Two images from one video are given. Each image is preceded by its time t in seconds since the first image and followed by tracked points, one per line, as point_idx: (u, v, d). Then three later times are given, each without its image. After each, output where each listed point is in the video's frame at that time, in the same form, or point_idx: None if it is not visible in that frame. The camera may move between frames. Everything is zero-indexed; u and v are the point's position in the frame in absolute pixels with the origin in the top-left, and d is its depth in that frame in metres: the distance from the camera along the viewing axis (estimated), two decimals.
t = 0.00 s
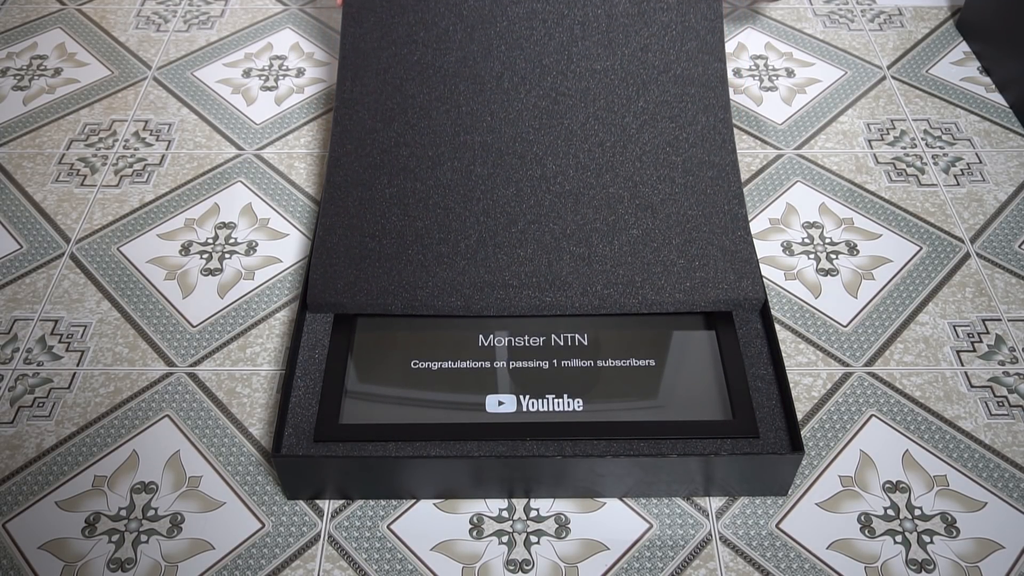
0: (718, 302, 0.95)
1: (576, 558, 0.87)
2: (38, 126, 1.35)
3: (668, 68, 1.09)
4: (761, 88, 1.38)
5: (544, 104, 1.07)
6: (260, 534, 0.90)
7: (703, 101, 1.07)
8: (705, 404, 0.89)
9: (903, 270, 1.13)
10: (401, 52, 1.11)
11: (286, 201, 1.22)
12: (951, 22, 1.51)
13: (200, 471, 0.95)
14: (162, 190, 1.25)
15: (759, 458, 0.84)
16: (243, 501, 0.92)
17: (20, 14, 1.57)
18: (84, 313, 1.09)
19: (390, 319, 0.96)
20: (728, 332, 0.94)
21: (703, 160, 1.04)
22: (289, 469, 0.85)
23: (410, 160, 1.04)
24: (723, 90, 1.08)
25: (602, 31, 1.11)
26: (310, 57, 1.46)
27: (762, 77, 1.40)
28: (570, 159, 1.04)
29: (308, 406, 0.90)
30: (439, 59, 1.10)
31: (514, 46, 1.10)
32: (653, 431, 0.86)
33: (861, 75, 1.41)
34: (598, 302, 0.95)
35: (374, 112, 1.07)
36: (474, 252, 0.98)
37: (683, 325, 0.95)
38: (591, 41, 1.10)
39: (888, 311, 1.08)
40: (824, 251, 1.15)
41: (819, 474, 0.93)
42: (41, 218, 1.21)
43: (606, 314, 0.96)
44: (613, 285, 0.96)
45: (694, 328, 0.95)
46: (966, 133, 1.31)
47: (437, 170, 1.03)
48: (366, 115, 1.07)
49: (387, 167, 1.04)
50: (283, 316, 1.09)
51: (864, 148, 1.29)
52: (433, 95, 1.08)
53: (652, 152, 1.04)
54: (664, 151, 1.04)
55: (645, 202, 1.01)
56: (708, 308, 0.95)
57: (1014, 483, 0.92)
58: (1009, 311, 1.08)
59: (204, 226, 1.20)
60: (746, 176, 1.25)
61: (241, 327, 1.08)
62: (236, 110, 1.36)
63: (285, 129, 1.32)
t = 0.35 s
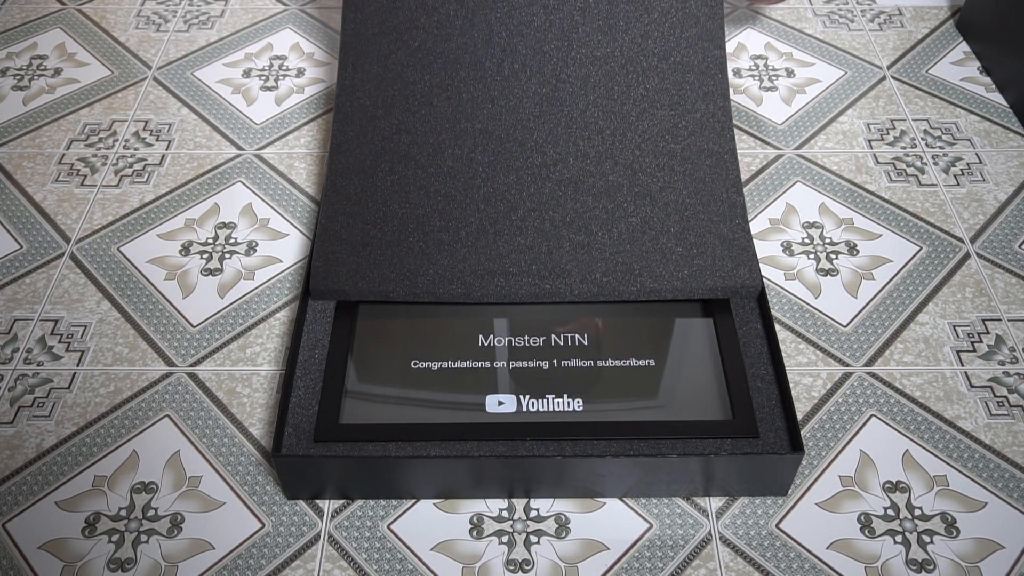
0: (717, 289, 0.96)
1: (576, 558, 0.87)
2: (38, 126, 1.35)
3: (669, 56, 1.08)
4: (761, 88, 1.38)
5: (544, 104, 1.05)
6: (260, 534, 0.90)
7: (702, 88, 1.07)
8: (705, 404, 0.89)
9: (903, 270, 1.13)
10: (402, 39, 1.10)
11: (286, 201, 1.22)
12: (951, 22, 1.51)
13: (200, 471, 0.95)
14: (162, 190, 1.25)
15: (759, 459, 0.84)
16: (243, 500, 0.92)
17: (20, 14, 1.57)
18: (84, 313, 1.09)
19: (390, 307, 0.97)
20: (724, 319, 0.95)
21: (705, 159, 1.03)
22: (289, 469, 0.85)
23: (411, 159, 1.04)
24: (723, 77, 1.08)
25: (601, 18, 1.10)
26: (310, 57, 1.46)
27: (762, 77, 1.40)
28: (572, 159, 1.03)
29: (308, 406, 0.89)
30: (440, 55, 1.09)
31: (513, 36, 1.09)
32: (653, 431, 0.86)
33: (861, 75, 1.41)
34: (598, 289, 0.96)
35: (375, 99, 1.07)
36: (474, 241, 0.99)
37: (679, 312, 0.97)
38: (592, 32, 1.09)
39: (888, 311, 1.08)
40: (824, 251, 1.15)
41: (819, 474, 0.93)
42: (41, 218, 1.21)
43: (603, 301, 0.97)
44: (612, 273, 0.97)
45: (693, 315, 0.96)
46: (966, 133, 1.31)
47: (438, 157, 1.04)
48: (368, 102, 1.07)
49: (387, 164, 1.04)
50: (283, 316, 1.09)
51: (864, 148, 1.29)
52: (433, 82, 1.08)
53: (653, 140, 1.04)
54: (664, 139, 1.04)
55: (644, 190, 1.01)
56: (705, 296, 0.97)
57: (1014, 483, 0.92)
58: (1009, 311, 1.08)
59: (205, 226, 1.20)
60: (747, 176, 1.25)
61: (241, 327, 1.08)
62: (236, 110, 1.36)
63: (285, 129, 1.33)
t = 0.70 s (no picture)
0: (715, 277, 0.97)
1: (576, 558, 0.87)
2: (38, 126, 1.35)
3: (667, 49, 1.09)
4: (761, 88, 1.38)
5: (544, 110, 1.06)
6: (260, 534, 0.90)
7: (701, 78, 1.08)
8: (705, 404, 0.89)
9: (903, 270, 1.13)
10: (401, 28, 1.11)
11: (286, 201, 1.22)
12: (951, 22, 1.51)
13: (200, 471, 0.95)
14: (162, 190, 1.25)
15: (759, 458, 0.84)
16: (243, 501, 0.92)
17: (20, 14, 1.57)
18: (84, 313, 1.09)
19: (391, 296, 0.98)
20: (723, 307, 0.96)
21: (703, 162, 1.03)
22: (289, 470, 0.85)
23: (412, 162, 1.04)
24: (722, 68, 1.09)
25: (601, 9, 1.11)
26: (310, 57, 1.46)
27: (762, 77, 1.40)
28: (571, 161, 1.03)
29: (308, 406, 0.89)
30: (441, 58, 1.09)
31: (513, 38, 1.10)
32: (653, 431, 0.86)
33: (861, 75, 1.41)
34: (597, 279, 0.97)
35: (374, 94, 1.08)
36: (474, 232, 1.00)
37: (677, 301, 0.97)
38: (592, 34, 1.09)
39: (888, 311, 1.08)
40: (824, 251, 1.15)
41: (819, 474, 0.93)
42: (41, 218, 1.21)
43: (603, 291, 0.98)
44: (611, 262, 0.98)
45: (692, 304, 0.97)
46: (966, 133, 1.31)
47: (438, 153, 1.04)
48: (368, 92, 1.08)
49: (387, 165, 1.04)
50: (283, 316, 1.09)
51: (864, 148, 1.29)
52: (434, 72, 1.09)
53: (652, 134, 1.05)
54: (663, 130, 1.05)
55: (642, 180, 1.03)
56: (703, 284, 0.97)
57: (1014, 483, 0.92)
58: (1009, 311, 1.08)
59: (205, 226, 1.20)
60: (747, 176, 1.25)
61: (241, 328, 1.08)
62: (236, 110, 1.36)
63: (285, 129, 1.32)
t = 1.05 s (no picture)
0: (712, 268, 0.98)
1: (576, 558, 0.87)
2: (38, 125, 1.35)
3: (667, 41, 1.09)
4: (761, 88, 1.38)
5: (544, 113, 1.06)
6: (260, 534, 0.90)
7: (700, 68, 1.08)
8: (705, 404, 0.89)
9: (903, 270, 1.13)
10: (401, 18, 1.11)
11: (286, 201, 1.22)
12: (951, 22, 1.51)
13: (200, 471, 0.95)
14: (162, 190, 1.25)
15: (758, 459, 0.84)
16: (243, 501, 0.92)
17: (20, 14, 1.57)
18: (84, 313, 1.09)
19: (391, 286, 0.99)
20: (721, 297, 0.97)
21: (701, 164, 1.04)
22: (289, 470, 0.85)
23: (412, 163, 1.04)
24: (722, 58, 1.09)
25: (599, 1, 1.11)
26: (310, 57, 1.46)
27: (762, 77, 1.40)
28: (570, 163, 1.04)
29: (308, 407, 0.89)
30: (441, 55, 1.09)
31: (513, 37, 1.10)
32: (653, 431, 0.86)
33: (861, 75, 1.41)
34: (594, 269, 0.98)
35: (373, 91, 1.08)
36: (474, 222, 1.01)
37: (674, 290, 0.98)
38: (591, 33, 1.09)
39: (888, 311, 1.08)
40: (824, 251, 1.15)
41: (819, 474, 0.93)
42: (41, 218, 1.21)
43: (601, 281, 0.99)
44: (609, 253, 0.99)
45: (689, 293, 0.98)
46: (966, 133, 1.31)
47: (437, 149, 1.05)
48: (368, 84, 1.09)
49: (386, 164, 1.04)
50: (283, 316, 1.09)
51: (864, 148, 1.29)
52: (433, 62, 1.09)
53: (652, 134, 1.05)
54: (661, 122, 1.06)
55: (641, 171, 1.03)
56: (701, 275, 0.98)
57: (1014, 483, 0.92)
58: (1009, 311, 1.08)
59: (204, 226, 1.20)
60: (747, 176, 1.25)
61: (241, 327, 1.08)
62: (235, 110, 1.36)
63: (285, 129, 1.32)
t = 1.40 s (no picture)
0: (708, 258, 1.00)
1: (576, 558, 0.87)
2: (38, 125, 1.35)
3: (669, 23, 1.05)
4: (761, 88, 1.39)
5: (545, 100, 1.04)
6: (260, 534, 0.90)
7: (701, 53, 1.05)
8: (705, 404, 0.89)
9: (903, 270, 1.13)
10: None
11: (286, 201, 1.22)
12: (951, 22, 1.51)
13: (200, 471, 0.95)
14: (162, 189, 1.25)
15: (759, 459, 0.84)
16: (243, 500, 0.92)
17: (20, 14, 1.57)
18: (84, 313, 1.09)
19: (392, 274, 1.01)
20: (717, 283, 0.99)
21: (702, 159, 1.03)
22: (289, 469, 0.85)
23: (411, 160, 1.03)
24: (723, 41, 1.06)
25: None
26: (310, 57, 1.46)
27: (762, 77, 1.40)
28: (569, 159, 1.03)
29: (309, 406, 0.89)
30: (442, 38, 1.06)
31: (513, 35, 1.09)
32: (654, 431, 0.86)
33: (861, 75, 1.41)
34: (593, 257, 1.00)
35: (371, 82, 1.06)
36: (474, 209, 1.02)
37: (671, 278, 1.00)
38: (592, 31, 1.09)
39: (887, 311, 1.08)
40: (824, 251, 1.15)
41: (819, 474, 0.93)
42: (41, 218, 1.21)
43: (601, 268, 1.01)
44: (607, 240, 1.00)
45: (686, 282, 1.00)
46: (966, 133, 1.31)
47: (435, 141, 1.04)
48: (370, 66, 1.06)
49: (384, 159, 1.03)
50: (283, 316, 1.09)
51: (864, 148, 1.29)
52: (434, 44, 1.06)
53: (653, 129, 1.04)
54: (662, 113, 1.04)
55: (642, 167, 1.03)
56: (698, 264, 1.00)
57: (1014, 483, 0.92)
58: (1009, 311, 1.08)
59: (204, 226, 1.20)
60: (747, 176, 1.25)
61: (241, 328, 1.08)
62: (235, 110, 1.36)
63: (285, 129, 1.32)
